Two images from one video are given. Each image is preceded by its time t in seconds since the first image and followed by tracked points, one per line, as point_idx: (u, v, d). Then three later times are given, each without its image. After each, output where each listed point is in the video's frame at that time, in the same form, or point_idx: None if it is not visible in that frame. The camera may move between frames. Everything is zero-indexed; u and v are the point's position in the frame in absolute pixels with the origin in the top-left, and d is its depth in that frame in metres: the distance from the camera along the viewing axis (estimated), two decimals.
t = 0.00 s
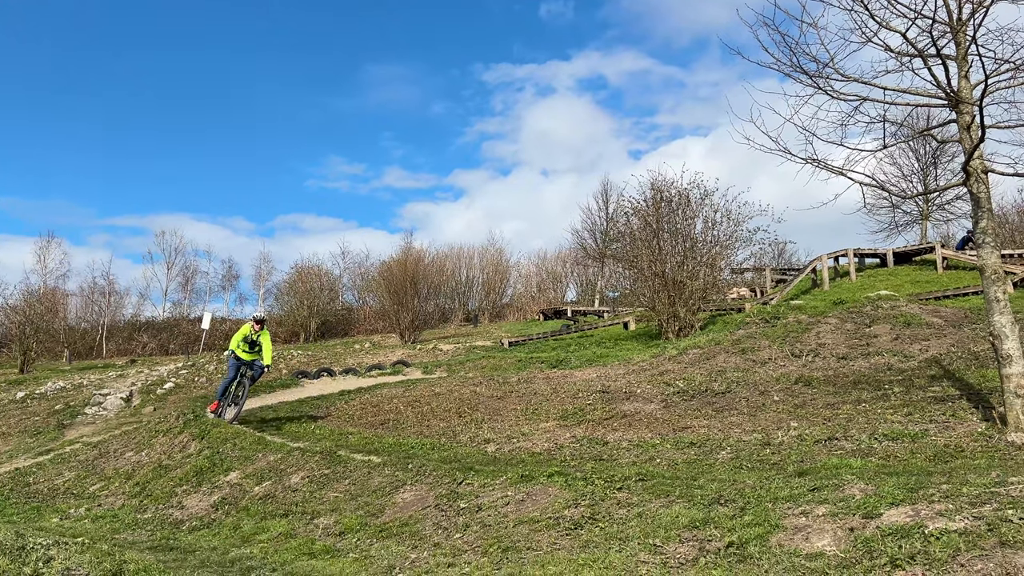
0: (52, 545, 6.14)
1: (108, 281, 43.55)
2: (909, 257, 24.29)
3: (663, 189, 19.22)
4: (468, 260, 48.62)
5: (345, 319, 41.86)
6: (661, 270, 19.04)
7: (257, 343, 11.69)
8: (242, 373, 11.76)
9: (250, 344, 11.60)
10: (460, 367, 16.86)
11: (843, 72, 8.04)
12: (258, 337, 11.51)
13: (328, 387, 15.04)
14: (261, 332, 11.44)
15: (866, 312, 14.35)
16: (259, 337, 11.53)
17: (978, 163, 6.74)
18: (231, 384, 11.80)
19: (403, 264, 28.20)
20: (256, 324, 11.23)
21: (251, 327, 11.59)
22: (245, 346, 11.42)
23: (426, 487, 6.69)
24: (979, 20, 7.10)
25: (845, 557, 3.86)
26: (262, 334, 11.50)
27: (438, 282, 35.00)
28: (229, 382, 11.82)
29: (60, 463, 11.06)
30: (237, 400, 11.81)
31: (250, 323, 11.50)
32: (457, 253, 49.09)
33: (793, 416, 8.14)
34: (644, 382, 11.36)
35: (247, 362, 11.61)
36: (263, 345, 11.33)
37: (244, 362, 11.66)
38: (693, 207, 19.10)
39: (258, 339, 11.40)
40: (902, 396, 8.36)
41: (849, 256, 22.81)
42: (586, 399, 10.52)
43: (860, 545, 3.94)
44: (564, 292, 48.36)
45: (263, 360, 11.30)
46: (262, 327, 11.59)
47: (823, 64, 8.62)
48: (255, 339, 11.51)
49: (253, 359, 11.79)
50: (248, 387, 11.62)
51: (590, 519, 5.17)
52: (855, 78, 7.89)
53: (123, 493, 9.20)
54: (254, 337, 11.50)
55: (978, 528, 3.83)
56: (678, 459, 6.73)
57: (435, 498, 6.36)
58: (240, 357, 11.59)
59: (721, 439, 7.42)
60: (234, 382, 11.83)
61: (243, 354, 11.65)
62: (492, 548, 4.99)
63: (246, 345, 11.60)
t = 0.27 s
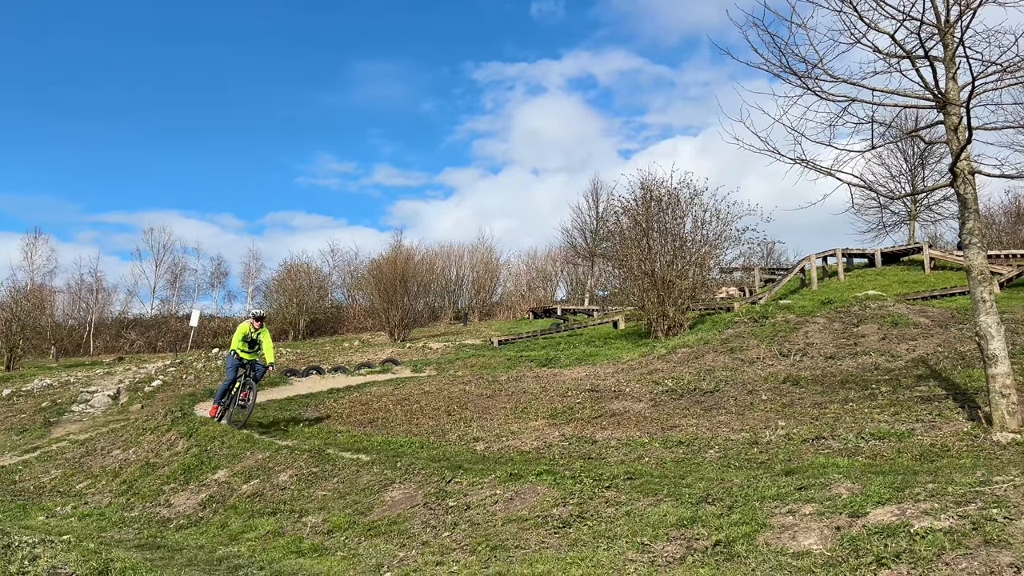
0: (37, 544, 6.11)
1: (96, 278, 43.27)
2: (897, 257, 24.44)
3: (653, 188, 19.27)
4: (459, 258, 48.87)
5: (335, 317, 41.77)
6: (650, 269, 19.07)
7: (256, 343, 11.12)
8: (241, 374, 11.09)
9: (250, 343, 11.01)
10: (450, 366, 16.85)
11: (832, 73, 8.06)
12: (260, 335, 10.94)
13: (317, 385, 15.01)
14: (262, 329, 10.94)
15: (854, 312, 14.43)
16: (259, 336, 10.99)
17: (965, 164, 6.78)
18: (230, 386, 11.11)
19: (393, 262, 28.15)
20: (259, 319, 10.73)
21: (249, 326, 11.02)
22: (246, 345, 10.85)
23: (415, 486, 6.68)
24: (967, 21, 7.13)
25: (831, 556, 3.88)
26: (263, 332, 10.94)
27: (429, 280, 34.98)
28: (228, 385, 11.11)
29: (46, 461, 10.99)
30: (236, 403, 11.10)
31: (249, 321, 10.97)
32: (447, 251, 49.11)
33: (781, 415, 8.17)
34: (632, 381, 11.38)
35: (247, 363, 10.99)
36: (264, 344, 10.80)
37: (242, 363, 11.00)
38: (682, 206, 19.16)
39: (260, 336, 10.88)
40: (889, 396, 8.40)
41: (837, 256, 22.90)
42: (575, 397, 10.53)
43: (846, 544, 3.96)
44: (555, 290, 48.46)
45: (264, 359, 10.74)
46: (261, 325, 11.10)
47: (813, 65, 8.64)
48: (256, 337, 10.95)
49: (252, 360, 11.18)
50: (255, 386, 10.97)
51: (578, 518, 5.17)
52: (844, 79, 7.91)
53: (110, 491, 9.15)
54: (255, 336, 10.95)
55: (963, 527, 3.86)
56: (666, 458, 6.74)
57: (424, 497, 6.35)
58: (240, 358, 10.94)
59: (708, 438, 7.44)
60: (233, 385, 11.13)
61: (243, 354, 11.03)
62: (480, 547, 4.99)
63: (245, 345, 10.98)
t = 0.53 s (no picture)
0: (17, 542, 6.05)
1: (78, 275, 42.89)
2: (880, 258, 24.63)
3: (639, 187, 19.35)
4: (444, 256, 48.75)
5: (319, 315, 41.63)
6: (635, 268, 19.11)
7: (257, 342, 10.44)
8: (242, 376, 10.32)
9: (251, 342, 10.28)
10: (434, 364, 16.84)
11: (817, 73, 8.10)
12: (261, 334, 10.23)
13: (301, 383, 14.97)
14: (264, 327, 10.25)
15: (837, 311, 14.54)
16: (260, 335, 10.29)
17: (948, 166, 6.83)
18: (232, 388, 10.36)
19: (378, 260, 28.09)
20: (261, 317, 10.01)
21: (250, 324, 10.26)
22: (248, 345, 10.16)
23: (399, 484, 6.67)
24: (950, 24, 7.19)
25: (812, 554, 3.91)
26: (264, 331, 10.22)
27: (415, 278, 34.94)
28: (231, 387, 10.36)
29: (27, 459, 10.90)
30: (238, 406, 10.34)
31: (250, 319, 10.21)
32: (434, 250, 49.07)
33: (764, 414, 8.21)
34: (617, 380, 11.41)
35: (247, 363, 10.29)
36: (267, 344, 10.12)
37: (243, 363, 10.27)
38: (668, 205, 19.24)
39: (262, 335, 10.19)
40: (871, 395, 8.46)
41: (821, 256, 23.03)
42: (560, 396, 10.55)
43: (828, 542, 3.99)
44: (541, 288, 48.60)
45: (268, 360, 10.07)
46: (262, 323, 10.40)
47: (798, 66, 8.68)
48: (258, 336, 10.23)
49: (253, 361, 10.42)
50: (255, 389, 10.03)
51: (562, 516, 5.18)
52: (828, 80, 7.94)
53: (92, 489, 9.09)
54: (256, 335, 10.25)
55: (942, 525, 3.89)
56: (650, 456, 6.76)
57: (407, 495, 6.34)
58: (240, 358, 10.22)
59: (692, 437, 7.47)
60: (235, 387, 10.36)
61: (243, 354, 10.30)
62: (464, 545, 4.99)
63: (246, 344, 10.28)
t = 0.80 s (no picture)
0: None
1: (55, 271, 42.33)
2: (858, 258, 24.84)
3: (620, 187, 19.43)
4: (425, 254, 48.62)
5: (299, 313, 41.45)
6: (616, 267, 19.16)
7: (260, 342, 9.42)
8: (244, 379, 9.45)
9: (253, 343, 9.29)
10: (415, 362, 16.79)
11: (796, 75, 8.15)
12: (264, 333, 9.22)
13: (280, 380, 14.90)
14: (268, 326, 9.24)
15: (815, 311, 14.67)
16: (263, 334, 9.29)
17: (924, 168, 6.90)
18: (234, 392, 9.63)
19: (359, 257, 27.99)
20: (263, 315, 9.02)
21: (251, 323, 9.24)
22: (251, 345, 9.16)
23: (378, 482, 6.65)
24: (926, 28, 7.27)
25: (788, 551, 3.93)
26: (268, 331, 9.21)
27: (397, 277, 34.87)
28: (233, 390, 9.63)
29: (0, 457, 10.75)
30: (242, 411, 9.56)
31: (251, 318, 9.20)
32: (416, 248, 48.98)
33: (742, 413, 8.25)
34: (597, 378, 11.45)
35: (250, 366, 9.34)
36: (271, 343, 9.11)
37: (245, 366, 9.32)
38: (648, 205, 19.34)
39: (266, 335, 9.18)
40: (847, 394, 8.53)
41: (799, 256, 23.19)
42: (540, 394, 10.56)
43: (803, 540, 4.02)
44: (523, 287, 48.78)
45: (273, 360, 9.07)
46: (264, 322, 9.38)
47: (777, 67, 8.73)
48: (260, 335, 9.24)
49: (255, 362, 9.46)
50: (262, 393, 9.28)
51: (541, 514, 5.19)
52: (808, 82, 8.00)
53: (67, 487, 9.00)
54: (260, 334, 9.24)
55: (915, 523, 3.93)
56: (628, 455, 6.78)
57: (387, 493, 6.33)
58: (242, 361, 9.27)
59: (671, 435, 7.51)
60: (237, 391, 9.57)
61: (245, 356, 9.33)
62: (442, 543, 4.98)
63: (249, 345, 9.30)
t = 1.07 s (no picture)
0: None
1: (33, 267, 41.88)
2: (837, 259, 25.01)
3: (603, 187, 19.49)
4: (408, 252, 48.56)
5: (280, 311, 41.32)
6: (597, 266, 19.21)
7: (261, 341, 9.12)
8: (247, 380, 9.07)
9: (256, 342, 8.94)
10: (396, 361, 16.74)
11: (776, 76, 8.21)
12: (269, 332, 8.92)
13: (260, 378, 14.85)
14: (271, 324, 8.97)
15: (794, 311, 14.77)
16: (265, 333, 9.00)
17: (902, 170, 6.97)
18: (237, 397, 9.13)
19: (341, 256, 27.91)
20: (267, 311, 8.74)
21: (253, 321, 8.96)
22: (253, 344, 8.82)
23: (358, 481, 6.63)
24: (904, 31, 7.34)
25: (765, 549, 3.96)
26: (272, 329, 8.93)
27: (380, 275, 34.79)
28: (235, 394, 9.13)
29: None
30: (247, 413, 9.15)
31: (254, 316, 8.92)
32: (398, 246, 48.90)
33: (721, 412, 8.29)
34: (578, 377, 11.47)
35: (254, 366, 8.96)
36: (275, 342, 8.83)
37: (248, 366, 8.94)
38: (630, 205, 19.41)
39: (270, 334, 8.89)
40: (826, 394, 8.59)
41: (780, 257, 23.32)
42: (521, 393, 10.56)
43: (780, 538, 4.05)
44: (504, 286, 49.01)
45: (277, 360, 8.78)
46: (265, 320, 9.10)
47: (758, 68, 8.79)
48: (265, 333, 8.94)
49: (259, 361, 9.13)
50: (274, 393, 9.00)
51: (521, 513, 5.19)
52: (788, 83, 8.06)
53: (42, 486, 8.90)
54: (262, 333, 8.94)
55: (891, 522, 3.97)
56: (609, 453, 6.80)
57: (367, 492, 6.31)
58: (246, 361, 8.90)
59: (652, 434, 7.54)
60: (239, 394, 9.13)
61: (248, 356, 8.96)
62: (423, 542, 4.97)
63: (251, 345, 8.96)
